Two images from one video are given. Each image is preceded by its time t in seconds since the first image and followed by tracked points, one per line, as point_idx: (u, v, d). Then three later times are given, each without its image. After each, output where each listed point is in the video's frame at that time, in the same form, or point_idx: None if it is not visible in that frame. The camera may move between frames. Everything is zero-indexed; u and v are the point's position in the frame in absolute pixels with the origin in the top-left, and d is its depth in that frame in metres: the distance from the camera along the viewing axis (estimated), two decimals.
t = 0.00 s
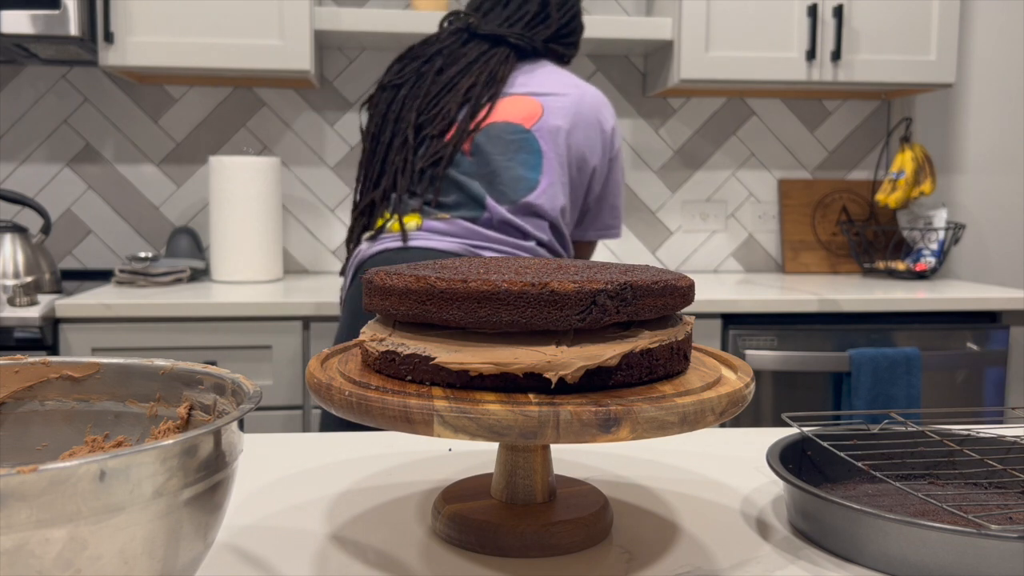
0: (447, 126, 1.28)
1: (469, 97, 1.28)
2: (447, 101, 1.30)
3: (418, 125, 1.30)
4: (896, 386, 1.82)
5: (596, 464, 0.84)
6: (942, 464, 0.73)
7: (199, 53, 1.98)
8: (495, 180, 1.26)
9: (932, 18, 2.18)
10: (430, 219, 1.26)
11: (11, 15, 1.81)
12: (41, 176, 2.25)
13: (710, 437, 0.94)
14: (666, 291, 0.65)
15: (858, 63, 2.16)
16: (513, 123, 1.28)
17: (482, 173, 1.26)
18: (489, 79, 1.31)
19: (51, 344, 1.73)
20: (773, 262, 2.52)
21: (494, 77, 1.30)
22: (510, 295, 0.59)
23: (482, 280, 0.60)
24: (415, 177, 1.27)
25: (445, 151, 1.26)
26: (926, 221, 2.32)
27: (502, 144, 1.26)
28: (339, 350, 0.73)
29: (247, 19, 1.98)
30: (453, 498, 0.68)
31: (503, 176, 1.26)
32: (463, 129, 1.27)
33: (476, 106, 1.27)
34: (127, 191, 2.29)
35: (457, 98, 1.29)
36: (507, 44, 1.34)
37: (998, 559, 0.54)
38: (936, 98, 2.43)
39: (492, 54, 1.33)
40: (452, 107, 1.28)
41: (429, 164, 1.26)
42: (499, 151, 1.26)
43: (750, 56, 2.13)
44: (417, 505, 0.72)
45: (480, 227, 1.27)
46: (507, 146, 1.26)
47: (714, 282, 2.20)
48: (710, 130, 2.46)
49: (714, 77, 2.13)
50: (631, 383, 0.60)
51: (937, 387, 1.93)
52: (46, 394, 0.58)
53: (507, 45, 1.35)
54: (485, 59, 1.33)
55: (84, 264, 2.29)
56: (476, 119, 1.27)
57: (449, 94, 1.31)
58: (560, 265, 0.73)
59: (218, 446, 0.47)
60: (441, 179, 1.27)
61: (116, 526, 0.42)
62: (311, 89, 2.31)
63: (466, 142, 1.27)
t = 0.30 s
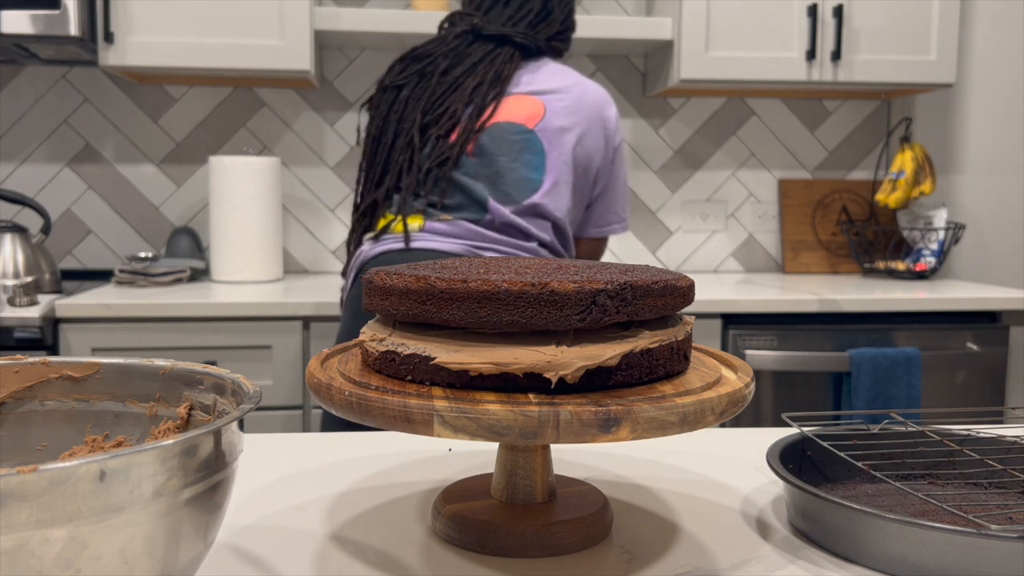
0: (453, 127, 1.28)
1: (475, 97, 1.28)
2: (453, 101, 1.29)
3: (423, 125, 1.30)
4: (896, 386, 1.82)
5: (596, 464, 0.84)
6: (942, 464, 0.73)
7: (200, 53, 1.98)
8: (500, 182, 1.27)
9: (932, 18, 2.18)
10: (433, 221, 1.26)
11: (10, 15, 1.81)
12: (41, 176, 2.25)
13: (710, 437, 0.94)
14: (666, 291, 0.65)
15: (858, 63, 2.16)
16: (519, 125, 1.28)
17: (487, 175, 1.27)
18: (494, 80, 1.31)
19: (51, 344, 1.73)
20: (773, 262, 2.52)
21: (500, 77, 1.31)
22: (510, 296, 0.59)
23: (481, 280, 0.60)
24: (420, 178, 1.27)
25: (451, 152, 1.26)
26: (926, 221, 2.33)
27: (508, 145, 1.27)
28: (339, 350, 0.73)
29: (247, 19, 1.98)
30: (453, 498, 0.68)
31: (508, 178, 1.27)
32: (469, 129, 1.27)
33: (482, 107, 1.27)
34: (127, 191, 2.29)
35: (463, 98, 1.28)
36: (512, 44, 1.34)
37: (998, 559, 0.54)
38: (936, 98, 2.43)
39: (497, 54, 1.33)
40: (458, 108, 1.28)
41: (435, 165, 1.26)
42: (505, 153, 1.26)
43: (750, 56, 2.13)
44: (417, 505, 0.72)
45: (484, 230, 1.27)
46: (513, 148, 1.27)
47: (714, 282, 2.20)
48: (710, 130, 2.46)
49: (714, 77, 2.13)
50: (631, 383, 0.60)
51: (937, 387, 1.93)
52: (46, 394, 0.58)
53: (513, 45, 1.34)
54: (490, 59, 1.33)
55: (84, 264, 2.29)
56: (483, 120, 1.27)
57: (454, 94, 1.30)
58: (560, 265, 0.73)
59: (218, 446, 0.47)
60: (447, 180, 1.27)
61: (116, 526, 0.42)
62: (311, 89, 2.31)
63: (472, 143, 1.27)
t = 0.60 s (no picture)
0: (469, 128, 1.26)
1: (491, 97, 1.27)
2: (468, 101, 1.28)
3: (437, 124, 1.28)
4: (896, 386, 1.82)
5: (596, 465, 0.84)
6: (942, 464, 0.73)
7: (200, 53, 1.98)
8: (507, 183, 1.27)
9: (932, 18, 2.18)
10: (439, 221, 1.26)
11: (11, 15, 1.81)
12: (41, 176, 2.25)
13: (710, 437, 0.94)
14: (666, 291, 0.65)
15: (858, 63, 2.16)
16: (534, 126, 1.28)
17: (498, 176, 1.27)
18: (509, 79, 1.30)
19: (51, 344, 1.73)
20: (773, 262, 2.52)
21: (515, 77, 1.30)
22: (510, 296, 0.59)
23: (482, 280, 0.60)
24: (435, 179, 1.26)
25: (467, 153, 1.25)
26: (926, 221, 2.33)
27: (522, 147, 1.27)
28: (339, 351, 0.73)
29: (247, 19, 1.98)
30: (453, 498, 0.68)
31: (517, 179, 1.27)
32: (484, 130, 1.26)
33: (499, 109, 1.27)
34: (127, 191, 2.29)
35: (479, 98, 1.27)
36: (526, 42, 1.33)
37: (998, 559, 0.54)
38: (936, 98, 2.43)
39: (512, 53, 1.32)
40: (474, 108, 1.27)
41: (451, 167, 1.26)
42: (518, 155, 1.27)
43: (750, 56, 2.13)
44: (417, 505, 0.72)
45: (489, 230, 1.27)
46: (526, 150, 1.27)
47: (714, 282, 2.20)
48: (710, 130, 2.46)
49: (714, 77, 2.13)
50: (631, 383, 0.60)
51: (937, 387, 1.93)
52: (46, 393, 0.58)
53: (524, 44, 1.33)
54: (505, 58, 1.31)
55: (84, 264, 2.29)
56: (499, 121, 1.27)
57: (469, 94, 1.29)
58: (560, 265, 0.73)
59: (218, 446, 0.47)
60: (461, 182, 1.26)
61: (116, 526, 0.42)
62: (311, 89, 2.31)
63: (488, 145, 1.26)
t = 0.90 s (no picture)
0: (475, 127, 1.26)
1: (495, 98, 1.28)
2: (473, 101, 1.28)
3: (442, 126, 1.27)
4: (896, 386, 1.82)
5: (596, 465, 0.84)
6: (942, 464, 0.73)
7: (200, 53, 1.98)
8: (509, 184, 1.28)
9: (932, 18, 2.18)
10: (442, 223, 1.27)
11: (11, 15, 1.81)
12: (41, 176, 2.25)
13: (710, 437, 0.94)
14: (666, 291, 0.65)
15: (858, 63, 2.16)
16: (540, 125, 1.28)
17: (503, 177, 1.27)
18: (512, 78, 1.30)
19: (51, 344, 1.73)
20: (773, 262, 2.52)
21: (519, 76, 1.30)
22: (510, 295, 0.59)
23: (482, 280, 0.60)
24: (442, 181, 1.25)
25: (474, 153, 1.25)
26: (926, 221, 2.33)
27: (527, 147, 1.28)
28: (339, 350, 0.73)
29: (247, 19, 1.98)
30: (453, 498, 0.68)
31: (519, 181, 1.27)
32: (492, 130, 1.26)
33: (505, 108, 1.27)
34: (127, 191, 2.29)
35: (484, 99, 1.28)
36: (528, 41, 1.34)
37: (999, 559, 0.54)
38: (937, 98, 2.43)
39: (514, 51, 1.32)
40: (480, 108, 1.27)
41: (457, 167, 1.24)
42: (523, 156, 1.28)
43: (750, 56, 2.13)
44: (417, 505, 0.72)
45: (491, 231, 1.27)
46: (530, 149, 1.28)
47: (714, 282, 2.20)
48: (710, 130, 2.46)
49: (714, 76, 2.13)
50: (631, 383, 0.60)
51: (937, 387, 1.93)
52: (46, 394, 0.58)
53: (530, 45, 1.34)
54: (507, 58, 1.31)
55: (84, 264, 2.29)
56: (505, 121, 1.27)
57: (473, 94, 1.28)
58: (560, 265, 0.73)
59: (218, 446, 0.47)
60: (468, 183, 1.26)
61: (116, 526, 0.42)
62: (311, 89, 2.31)
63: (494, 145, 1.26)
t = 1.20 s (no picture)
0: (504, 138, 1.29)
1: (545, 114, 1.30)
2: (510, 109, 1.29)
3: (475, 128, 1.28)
4: (896, 386, 1.82)
5: (596, 465, 0.84)
6: (942, 464, 0.73)
7: (200, 53, 1.98)
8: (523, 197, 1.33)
9: (932, 18, 2.18)
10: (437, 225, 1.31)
11: (11, 15, 1.81)
12: (41, 176, 2.25)
13: (709, 437, 0.94)
14: (666, 291, 0.65)
15: (858, 63, 2.16)
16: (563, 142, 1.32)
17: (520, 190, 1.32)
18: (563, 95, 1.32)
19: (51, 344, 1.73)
20: (773, 262, 2.52)
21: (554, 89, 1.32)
22: (510, 296, 0.59)
23: (482, 280, 0.60)
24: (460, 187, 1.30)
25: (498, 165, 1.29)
26: (926, 221, 2.33)
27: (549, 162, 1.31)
28: (339, 351, 0.73)
29: (247, 19, 1.98)
30: (453, 498, 0.68)
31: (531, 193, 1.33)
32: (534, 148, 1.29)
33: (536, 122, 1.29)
34: (127, 191, 2.29)
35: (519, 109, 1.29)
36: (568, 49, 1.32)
37: (999, 559, 0.54)
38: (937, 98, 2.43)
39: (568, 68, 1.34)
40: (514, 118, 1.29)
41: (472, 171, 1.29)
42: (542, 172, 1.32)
43: (749, 56, 2.13)
44: (416, 505, 0.72)
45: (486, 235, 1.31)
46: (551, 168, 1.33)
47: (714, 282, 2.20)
48: (710, 130, 2.46)
49: (714, 76, 2.13)
50: (631, 383, 0.60)
51: (937, 387, 1.93)
52: (46, 394, 0.58)
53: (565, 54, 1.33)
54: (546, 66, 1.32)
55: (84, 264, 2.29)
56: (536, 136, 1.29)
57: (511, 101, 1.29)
58: (560, 265, 0.72)
59: (218, 446, 0.47)
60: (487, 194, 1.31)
61: (115, 526, 0.42)
62: (311, 89, 2.31)
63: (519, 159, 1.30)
